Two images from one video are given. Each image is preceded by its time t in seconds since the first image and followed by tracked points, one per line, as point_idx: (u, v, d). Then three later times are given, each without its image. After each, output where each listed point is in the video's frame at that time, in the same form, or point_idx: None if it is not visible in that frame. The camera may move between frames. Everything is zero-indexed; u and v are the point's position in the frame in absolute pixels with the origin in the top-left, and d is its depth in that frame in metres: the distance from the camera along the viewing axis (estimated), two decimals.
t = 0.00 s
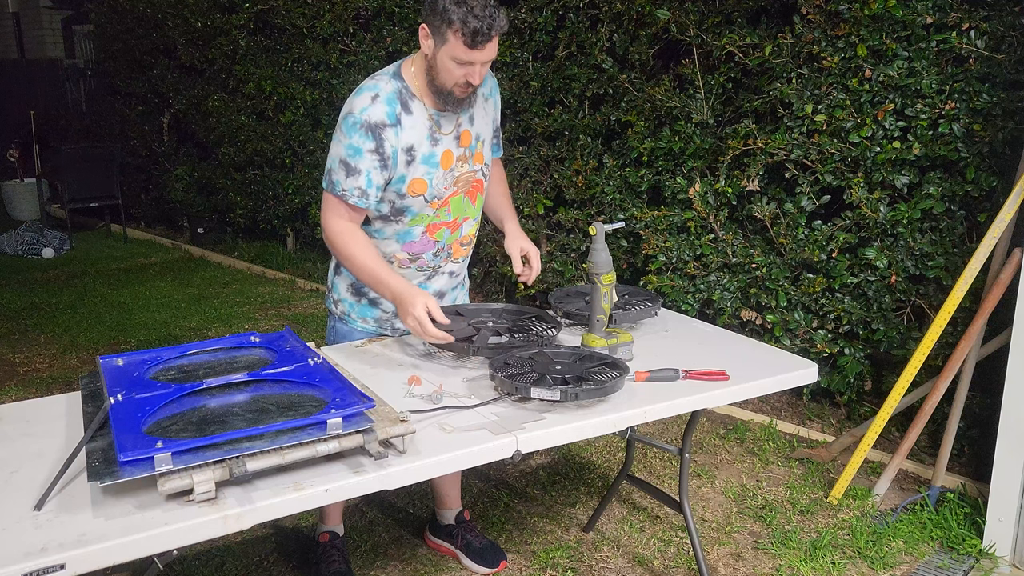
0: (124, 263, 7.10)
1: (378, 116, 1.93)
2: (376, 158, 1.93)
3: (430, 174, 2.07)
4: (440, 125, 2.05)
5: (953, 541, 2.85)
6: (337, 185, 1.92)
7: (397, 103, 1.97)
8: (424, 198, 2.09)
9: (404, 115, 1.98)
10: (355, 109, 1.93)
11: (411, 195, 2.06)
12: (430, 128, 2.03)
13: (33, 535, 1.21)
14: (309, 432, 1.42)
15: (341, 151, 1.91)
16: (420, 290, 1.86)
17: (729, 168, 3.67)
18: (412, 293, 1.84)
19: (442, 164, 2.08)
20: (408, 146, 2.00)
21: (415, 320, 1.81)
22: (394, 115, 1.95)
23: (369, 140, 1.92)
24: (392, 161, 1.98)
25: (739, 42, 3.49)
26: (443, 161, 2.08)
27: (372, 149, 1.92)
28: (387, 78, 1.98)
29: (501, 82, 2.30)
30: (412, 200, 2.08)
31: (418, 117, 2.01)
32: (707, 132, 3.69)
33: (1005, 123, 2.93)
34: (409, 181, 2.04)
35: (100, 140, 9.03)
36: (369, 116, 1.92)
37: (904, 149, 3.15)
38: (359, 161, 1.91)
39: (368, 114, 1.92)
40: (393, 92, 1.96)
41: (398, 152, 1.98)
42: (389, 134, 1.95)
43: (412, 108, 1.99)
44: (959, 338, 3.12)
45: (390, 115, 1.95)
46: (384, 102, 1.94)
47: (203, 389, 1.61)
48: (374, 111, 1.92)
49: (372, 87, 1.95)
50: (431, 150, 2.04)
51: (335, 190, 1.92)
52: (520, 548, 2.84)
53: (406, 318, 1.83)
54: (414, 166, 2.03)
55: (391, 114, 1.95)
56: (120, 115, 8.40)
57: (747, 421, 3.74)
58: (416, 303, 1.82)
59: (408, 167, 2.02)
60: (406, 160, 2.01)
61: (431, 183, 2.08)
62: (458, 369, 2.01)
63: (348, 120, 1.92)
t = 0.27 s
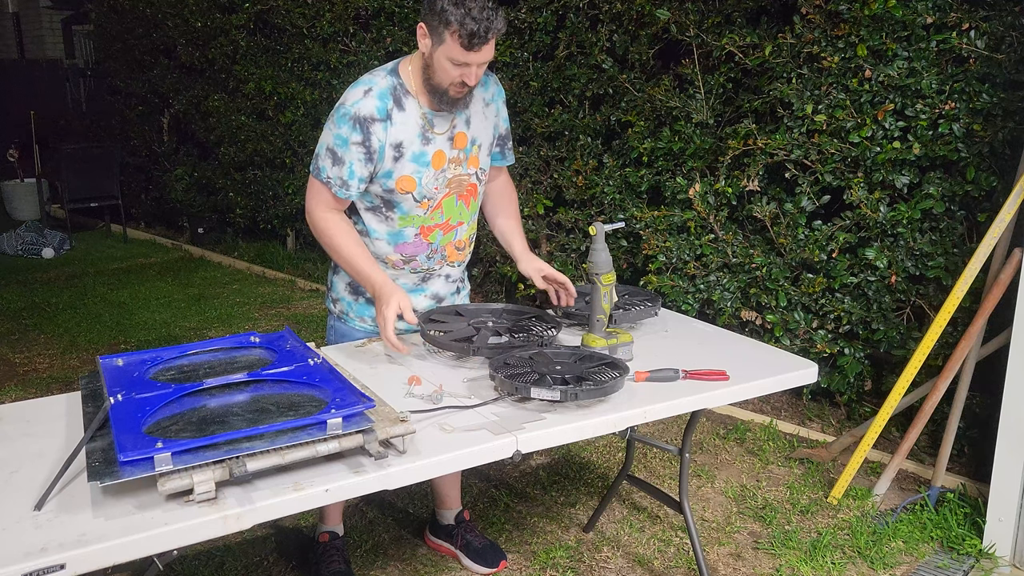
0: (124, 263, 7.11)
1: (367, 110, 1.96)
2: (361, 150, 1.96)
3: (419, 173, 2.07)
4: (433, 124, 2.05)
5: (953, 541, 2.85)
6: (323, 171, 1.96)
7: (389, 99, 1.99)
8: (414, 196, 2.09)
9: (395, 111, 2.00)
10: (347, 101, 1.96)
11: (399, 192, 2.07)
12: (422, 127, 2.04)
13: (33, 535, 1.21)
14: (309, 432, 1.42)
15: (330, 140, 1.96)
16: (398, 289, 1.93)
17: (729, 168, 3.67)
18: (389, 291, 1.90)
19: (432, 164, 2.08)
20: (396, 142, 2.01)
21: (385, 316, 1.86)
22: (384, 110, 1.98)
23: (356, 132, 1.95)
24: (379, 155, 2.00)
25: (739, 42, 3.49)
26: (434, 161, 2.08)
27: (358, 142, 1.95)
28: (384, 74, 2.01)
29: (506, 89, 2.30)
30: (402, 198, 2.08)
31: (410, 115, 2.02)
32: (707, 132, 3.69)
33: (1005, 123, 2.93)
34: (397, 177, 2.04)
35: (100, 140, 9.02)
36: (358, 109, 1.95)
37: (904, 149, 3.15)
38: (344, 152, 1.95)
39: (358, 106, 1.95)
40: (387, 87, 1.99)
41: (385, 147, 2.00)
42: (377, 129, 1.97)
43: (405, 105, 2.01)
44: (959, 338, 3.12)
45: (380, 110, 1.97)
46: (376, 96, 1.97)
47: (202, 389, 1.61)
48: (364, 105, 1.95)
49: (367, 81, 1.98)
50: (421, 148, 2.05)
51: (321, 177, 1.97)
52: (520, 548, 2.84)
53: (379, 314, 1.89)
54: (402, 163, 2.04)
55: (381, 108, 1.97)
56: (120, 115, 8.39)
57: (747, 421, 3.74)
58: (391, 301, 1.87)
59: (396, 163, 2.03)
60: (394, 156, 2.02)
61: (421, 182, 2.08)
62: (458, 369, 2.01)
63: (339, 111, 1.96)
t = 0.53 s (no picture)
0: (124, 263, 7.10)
1: (363, 108, 1.96)
2: (357, 148, 1.96)
3: (415, 172, 2.07)
4: (428, 123, 2.05)
5: (953, 541, 2.85)
6: (321, 171, 1.97)
7: (385, 97, 1.99)
8: (410, 195, 2.09)
9: (391, 110, 1.99)
10: (343, 99, 1.96)
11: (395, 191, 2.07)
12: (418, 125, 2.04)
13: (33, 535, 1.21)
14: (309, 432, 1.42)
15: (327, 139, 1.96)
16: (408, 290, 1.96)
17: (728, 168, 3.67)
18: (398, 293, 1.93)
19: (428, 163, 2.08)
20: (392, 141, 2.01)
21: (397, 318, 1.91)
22: (379, 109, 1.97)
23: (352, 130, 1.95)
24: (374, 154, 2.00)
25: (739, 42, 3.49)
26: (429, 161, 2.08)
27: (354, 140, 1.95)
28: (380, 72, 2.01)
29: (505, 90, 2.29)
30: (398, 197, 2.08)
31: (406, 113, 2.02)
32: (707, 132, 3.69)
33: (1005, 123, 2.93)
34: (393, 176, 2.05)
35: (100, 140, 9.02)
36: (354, 107, 1.95)
37: (904, 149, 3.15)
38: (340, 151, 1.95)
39: (353, 105, 1.95)
40: (382, 86, 1.99)
41: (381, 145, 2.00)
42: (372, 128, 1.97)
43: (400, 104, 2.01)
44: (959, 338, 3.12)
45: (376, 108, 1.97)
46: (371, 95, 1.97)
47: (202, 389, 1.61)
48: (360, 103, 1.95)
49: (363, 79, 1.98)
50: (417, 147, 2.05)
51: (319, 175, 1.98)
52: (520, 548, 2.84)
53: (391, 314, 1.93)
54: (397, 161, 2.04)
55: (376, 107, 1.97)
56: (121, 115, 8.39)
57: (747, 421, 3.74)
58: (401, 302, 1.92)
59: (392, 162, 2.03)
60: (390, 154, 2.02)
61: (416, 181, 2.08)
62: (458, 369, 2.01)
63: (335, 109, 1.96)
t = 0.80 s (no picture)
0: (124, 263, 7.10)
1: (364, 110, 1.95)
2: (360, 150, 1.96)
3: (417, 171, 2.07)
4: (430, 123, 2.06)
5: (953, 541, 2.85)
6: (324, 174, 1.96)
7: (386, 98, 1.99)
8: (412, 195, 2.09)
9: (392, 111, 2.00)
10: (344, 102, 1.96)
11: (398, 191, 2.07)
12: (419, 125, 2.04)
13: (33, 535, 1.21)
14: (309, 432, 1.42)
15: (329, 142, 1.95)
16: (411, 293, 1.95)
17: (729, 168, 3.67)
18: (402, 297, 1.92)
19: (430, 162, 2.08)
20: (394, 141, 2.01)
21: (404, 324, 1.90)
22: (381, 110, 1.98)
23: (354, 132, 1.95)
24: (377, 155, 2.00)
25: (739, 42, 3.49)
26: (431, 160, 2.08)
27: (356, 142, 1.95)
28: (379, 74, 2.01)
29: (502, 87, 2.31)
30: (400, 197, 2.08)
31: (407, 114, 2.02)
32: (707, 132, 3.69)
33: (1005, 123, 2.93)
34: (395, 176, 2.05)
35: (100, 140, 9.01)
36: (355, 109, 1.95)
37: (904, 149, 3.15)
38: (343, 153, 1.95)
39: (355, 107, 1.95)
40: (382, 87, 1.99)
41: (383, 146, 2.00)
42: (374, 129, 1.97)
43: (401, 104, 2.01)
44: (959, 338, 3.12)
45: (377, 110, 1.97)
46: (372, 96, 1.97)
47: (202, 389, 1.61)
48: (361, 105, 1.95)
49: (362, 81, 1.98)
50: (418, 147, 2.05)
51: (322, 179, 1.97)
52: (520, 548, 2.84)
53: (397, 320, 1.93)
54: (400, 162, 2.04)
55: (378, 108, 1.97)
56: (121, 115, 8.39)
57: (747, 421, 3.74)
58: (407, 307, 1.91)
59: (394, 163, 2.03)
60: (392, 155, 2.02)
61: (418, 181, 2.08)
62: (458, 369, 2.01)
63: (336, 112, 1.95)
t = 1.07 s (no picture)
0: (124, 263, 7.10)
1: (373, 109, 1.95)
2: (368, 149, 1.96)
3: (424, 171, 2.07)
4: (437, 123, 2.06)
5: (953, 541, 2.85)
6: (329, 172, 1.95)
7: (394, 98, 1.99)
8: (419, 194, 2.09)
9: (400, 111, 2.00)
10: (351, 101, 1.96)
11: (405, 190, 2.06)
12: (427, 125, 2.04)
13: (33, 535, 1.21)
14: (309, 432, 1.42)
15: (336, 141, 1.94)
16: (411, 296, 1.96)
17: (729, 168, 3.67)
18: (402, 301, 1.92)
19: (437, 162, 2.08)
20: (402, 140, 2.01)
21: (402, 328, 1.91)
22: (389, 109, 1.98)
23: (362, 132, 1.94)
24: (384, 155, 2.00)
25: (739, 42, 3.49)
26: (438, 160, 2.08)
27: (364, 141, 1.95)
28: (387, 74, 2.01)
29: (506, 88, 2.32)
30: (407, 196, 2.07)
31: (415, 114, 2.02)
32: (707, 132, 3.69)
33: (1005, 123, 2.93)
34: (402, 176, 2.04)
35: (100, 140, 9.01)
36: (364, 108, 1.94)
37: (904, 149, 3.15)
38: (351, 152, 1.94)
39: (363, 106, 1.94)
40: (390, 87, 1.99)
41: (391, 145, 2.00)
42: (382, 128, 1.97)
43: (409, 104, 2.02)
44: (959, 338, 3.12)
45: (385, 109, 1.97)
46: (380, 95, 1.97)
47: (202, 389, 1.61)
48: (369, 104, 1.95)
49: (370, 81, 1.98)
50: (426, 147, 2.05)
51: (328, 178, 1.95)
52: (520, 548, 2.84)
53: (396, 323, 1.93)
54: (407, 162, 2.04)
55: (386, 108, 1.97)
56: (120, 115, 8.39)
57: (747, 421, 3.74)
58: (406, 310, 1.91)
59: (401, 162, 2.03)
60: (399, 154, 2.02)
61: (425, 180, 2.08)
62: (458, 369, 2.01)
63: (344, 111, 1.95)
